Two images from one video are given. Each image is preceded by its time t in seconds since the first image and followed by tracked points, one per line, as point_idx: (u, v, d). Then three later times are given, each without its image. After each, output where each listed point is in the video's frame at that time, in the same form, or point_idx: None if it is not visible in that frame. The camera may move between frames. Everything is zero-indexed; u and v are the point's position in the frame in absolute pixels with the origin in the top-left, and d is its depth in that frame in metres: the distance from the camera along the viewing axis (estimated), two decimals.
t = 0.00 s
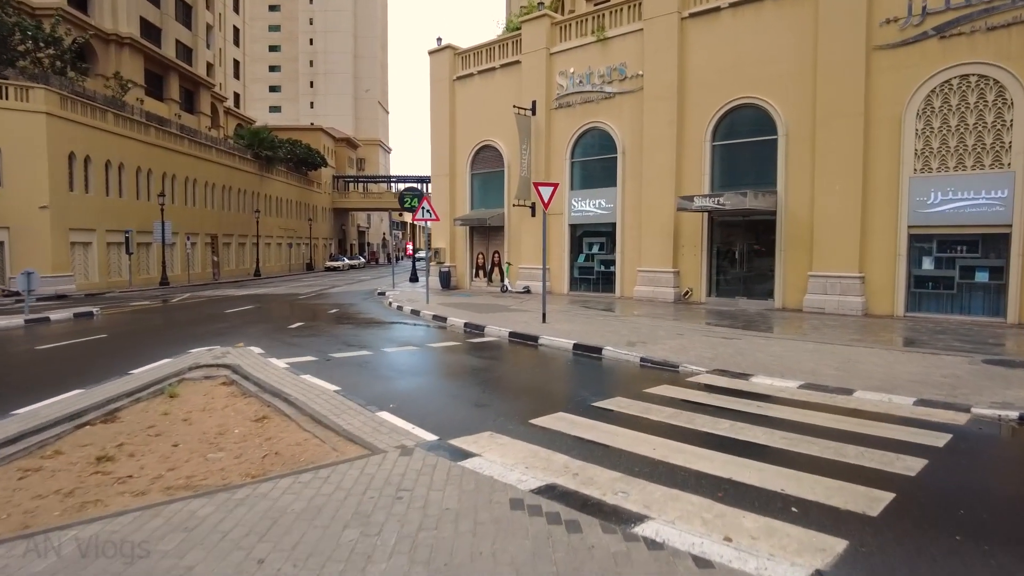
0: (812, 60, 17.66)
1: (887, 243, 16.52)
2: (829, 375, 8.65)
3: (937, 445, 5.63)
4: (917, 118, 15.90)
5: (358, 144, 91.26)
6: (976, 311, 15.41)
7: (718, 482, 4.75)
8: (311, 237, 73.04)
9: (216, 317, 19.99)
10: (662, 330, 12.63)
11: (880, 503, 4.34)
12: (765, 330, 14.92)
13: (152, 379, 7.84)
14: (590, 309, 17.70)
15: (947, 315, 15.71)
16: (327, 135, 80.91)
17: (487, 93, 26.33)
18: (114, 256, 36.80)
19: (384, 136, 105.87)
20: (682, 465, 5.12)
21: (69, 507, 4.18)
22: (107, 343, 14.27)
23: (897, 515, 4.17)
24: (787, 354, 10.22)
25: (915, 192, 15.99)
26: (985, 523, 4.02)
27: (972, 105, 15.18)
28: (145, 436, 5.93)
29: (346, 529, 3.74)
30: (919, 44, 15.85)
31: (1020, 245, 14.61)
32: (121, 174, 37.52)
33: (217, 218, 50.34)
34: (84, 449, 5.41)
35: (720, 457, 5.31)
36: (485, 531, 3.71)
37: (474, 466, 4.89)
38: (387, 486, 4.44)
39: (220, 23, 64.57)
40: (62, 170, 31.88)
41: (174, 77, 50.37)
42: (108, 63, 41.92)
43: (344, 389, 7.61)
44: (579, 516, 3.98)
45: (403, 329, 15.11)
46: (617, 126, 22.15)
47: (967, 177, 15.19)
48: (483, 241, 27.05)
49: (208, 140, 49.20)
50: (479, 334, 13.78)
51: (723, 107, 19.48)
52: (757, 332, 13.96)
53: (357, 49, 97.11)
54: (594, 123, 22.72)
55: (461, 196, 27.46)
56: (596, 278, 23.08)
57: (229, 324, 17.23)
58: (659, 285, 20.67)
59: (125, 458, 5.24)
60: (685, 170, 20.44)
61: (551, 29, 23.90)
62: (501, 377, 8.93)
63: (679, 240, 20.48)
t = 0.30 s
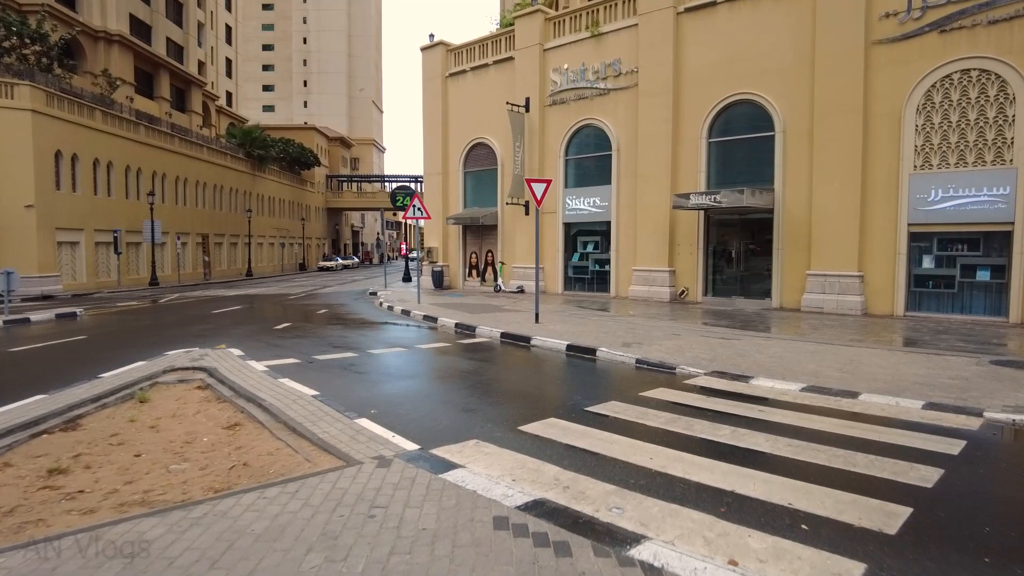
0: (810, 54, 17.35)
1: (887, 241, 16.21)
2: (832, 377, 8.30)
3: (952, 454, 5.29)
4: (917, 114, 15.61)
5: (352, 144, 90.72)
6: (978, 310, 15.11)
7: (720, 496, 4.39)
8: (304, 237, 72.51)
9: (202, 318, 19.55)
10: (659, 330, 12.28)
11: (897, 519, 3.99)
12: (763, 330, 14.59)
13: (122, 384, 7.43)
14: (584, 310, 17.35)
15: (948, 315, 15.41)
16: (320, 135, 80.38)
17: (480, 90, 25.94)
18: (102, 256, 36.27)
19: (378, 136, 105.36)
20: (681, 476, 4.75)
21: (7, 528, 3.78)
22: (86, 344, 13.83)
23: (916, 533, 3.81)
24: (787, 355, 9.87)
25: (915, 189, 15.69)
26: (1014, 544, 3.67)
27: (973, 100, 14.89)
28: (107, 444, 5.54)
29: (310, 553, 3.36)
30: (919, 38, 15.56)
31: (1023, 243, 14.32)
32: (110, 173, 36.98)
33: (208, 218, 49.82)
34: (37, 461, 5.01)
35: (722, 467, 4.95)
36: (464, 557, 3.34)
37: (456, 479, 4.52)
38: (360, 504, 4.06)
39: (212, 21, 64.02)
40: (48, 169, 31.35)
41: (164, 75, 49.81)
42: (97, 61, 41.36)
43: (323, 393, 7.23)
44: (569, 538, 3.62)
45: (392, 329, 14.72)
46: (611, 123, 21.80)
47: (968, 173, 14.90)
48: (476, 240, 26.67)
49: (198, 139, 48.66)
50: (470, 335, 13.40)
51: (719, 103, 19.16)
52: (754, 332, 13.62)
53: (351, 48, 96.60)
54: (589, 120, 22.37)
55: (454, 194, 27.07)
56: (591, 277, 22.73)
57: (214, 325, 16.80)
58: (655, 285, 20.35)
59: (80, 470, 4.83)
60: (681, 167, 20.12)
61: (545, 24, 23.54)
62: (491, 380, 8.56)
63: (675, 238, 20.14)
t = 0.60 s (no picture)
0: (806, 52, 17.05)
1: (884, 241, 15.92)
2: (833, 385, 7.95)
3: (966, 470, 4.93)
4: (915, 112, 15.33)
5: (344, 144, 90.15)
6: (976, 313, 14.84)
7: (721, 520, 4.02)
8: (295, 238, 71.95)
9: (185, 319, 19.07)
10: (652, 333, 11.91)
11: (916, 549, 3.63)
12: (758, 333, 14.27)
13: (84, 392, 6.99)
14: (576, 311, 16.99)
15: (947, 318, 15.13)
16: (312, 134, 79.77)
17: (471, 88, 25.54)
18: (87, 256, 35.64)
19: (371, 136, 104.79)
20: (678, 498, 4.38)
21: None
22: (60, 348, 13.34)
23: (939, 566, 3.45)
24: (786, 360, 9.53)
25: (913, 189, 15.41)
26: None
27: (972, 99, 14.61)
28: (58, 461, 5.11)
29: None
30: (918, 35, 15.27)
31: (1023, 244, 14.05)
32: (95, 171, 36.35)
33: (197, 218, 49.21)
34: None
35: (721, 487, 4.59)
36: None
37: (433, 503, 4.13)
38: (324, 534, 3.66)
39: (202, 19, 63.32)
40: (31, 167, 30.75)
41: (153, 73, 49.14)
42: (83, 57, 40.72)
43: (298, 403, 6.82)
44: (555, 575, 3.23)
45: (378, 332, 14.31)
46: (604, 121, 21.45)
47: (967, 173, 14.62)
48: (467, 240, 26.26)
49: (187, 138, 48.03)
50: (459, 338, 13.00)
51: (713, 102, 18.84)
52: (750, 335, 13.28)
53: (344, 47, 95.99)
54: (581, 118, 22.02)
55: (444, 194, 26.67)
56: (583, 278, 22.38)
57: (196, 328, 16.33)
58: (648, 286, 20.01)
59: (22, 492, 4.41)
60: (674, 167, 19.78)
61: (537, 21, 23.16)
62: (477, 387, 8.17)
63: (669, 239, 19.81)
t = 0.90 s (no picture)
0: (799, 44, 16.72)
1: (879, 238, 15.60)
2: (832, 385, 7.57)
3: (979, 479, 4.56)
4: (910, 105, 15.01)
5: (334, 141, 89.39)
6: (972, 310, 14.53)
7: (716, 539, 3.62)
8: (283, 236, 71.20)
9: (163, 318, 18.53)
10: (643, 332, 11.50)
11: (932, 571, 3.25)
12: (751, 331, 13.91)
13: (34, 395, 6.51)
14: (566, 309, 16.59)
15: (942, 315, 14.82)
16: (301, 131, 79.02)
17: (459, 82, 25.08)
18: (68, 254, 34.93)
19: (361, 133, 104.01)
20: (668, 512, 3.98)
21: None
22: (28, 348, 12.81)
23: None
24: (781, 359, 9.15)
25: (908, 184, 15.10)
26: None
27: (968, 91, 14.31)
28: None
29: None
30: (913, 27, 14.97)
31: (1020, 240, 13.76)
32: (77, 167, 35.62)
33: (183, 215, 48.48)
34: None
35: (716, 499, 4.19)
36: None
37: (396, 521, 3.71)
38: (270, 559, 3.24)
39: (188, 14, 62.48)
40: (9, 162, 30.02)
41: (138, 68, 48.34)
42: (64, 51, 39.95)
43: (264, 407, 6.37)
44: None
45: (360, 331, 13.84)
46: (594, 116, 21.06)
47: (963, 168, 14.33)
48: (455, 237, 25.79)
49: (173, 134, 47.29)
50: (443, 336, 12.54)
51: (705, 95, 18.49)
52: (742, 333, 12.93)
53: (333, 44, 95.17)
54: (571, 113, 21.62)
55: (432, 190, 26.20)
56: (573, 276, 22.00)
57: (173, 327, 15.81)
58: (639, 283, 19.64)
59: None
60: (665, 162, 19.41)
61: (526, 14, 22.74)
62: (457, 389, 7.75)
63: (660, 236, 19.45)
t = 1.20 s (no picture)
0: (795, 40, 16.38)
1: (877, 238, 15.27)
2: (835, 394, 7.18)
3: (1003, 503, 4.18)
4: (908, 103, 14.68)
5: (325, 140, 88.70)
6: (972, 311, 14.23)
7: None
8: (274, 235, 70.51)
9: (144, 321, 18.01)
10: (637, 336, 11.09)
11: None
12: (747, 334, 13.54)
13: None
14: (557, 311, 16.19)
15: (941, 316, 14.52)
16: (292, 130, 78.32)
17: (449, 79, 24.64)
18: (52, 254, 34.27)
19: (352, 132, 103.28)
20: (665, 546, 3.57)
21: None
22: None
23: None
24: (781, 365, 8.76)
25: (906, 183, 14.77)
26: None
27: (968, 88, 13.99)
28: None
29: None
30: (911, 22, 14.64)
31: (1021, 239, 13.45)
32: (60, 166, 34.94)
33: (171, 214, 47.80)
34: None
35: (717, 530, 3.80)
36: None
37: (360, 561, 3.30)
38: None
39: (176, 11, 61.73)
40: None
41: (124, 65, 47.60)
42: (47, 48, 39.23)
43: (229, 422, 5.92)
44: None
45: (345, 335, 13.39)
46: (586, 113, 20.68)
47: (963, 166, 14.01)
48: (446, 237, 25.32)
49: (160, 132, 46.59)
50: (429, 340, 12.10)
51: (698, 93, 18.13)
52: (738, 336, 12.56)
53: (325, 42, 94.42)
54: (562, 110, 21.22)
55: (422, 189, 25.76)
56: (566, 276, 21.61)
57: (152, 330, 15.31)
58: (631, 284, 19.26)
59: None
60: (659, 160, 19.05)
61: (516, 9, 22.32)
62: (440, 399, 7.32)
63: (653, 235, 19.08)
